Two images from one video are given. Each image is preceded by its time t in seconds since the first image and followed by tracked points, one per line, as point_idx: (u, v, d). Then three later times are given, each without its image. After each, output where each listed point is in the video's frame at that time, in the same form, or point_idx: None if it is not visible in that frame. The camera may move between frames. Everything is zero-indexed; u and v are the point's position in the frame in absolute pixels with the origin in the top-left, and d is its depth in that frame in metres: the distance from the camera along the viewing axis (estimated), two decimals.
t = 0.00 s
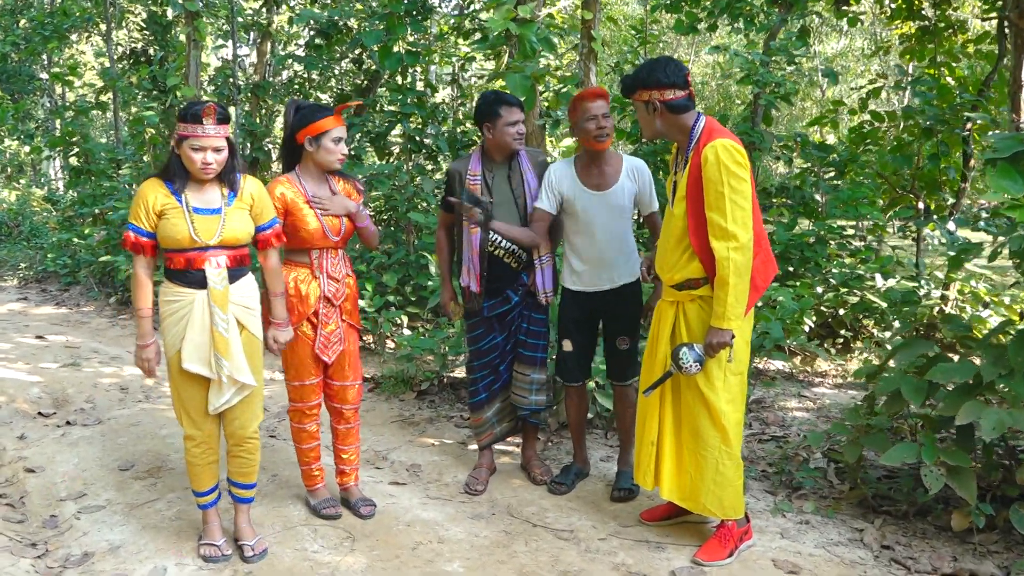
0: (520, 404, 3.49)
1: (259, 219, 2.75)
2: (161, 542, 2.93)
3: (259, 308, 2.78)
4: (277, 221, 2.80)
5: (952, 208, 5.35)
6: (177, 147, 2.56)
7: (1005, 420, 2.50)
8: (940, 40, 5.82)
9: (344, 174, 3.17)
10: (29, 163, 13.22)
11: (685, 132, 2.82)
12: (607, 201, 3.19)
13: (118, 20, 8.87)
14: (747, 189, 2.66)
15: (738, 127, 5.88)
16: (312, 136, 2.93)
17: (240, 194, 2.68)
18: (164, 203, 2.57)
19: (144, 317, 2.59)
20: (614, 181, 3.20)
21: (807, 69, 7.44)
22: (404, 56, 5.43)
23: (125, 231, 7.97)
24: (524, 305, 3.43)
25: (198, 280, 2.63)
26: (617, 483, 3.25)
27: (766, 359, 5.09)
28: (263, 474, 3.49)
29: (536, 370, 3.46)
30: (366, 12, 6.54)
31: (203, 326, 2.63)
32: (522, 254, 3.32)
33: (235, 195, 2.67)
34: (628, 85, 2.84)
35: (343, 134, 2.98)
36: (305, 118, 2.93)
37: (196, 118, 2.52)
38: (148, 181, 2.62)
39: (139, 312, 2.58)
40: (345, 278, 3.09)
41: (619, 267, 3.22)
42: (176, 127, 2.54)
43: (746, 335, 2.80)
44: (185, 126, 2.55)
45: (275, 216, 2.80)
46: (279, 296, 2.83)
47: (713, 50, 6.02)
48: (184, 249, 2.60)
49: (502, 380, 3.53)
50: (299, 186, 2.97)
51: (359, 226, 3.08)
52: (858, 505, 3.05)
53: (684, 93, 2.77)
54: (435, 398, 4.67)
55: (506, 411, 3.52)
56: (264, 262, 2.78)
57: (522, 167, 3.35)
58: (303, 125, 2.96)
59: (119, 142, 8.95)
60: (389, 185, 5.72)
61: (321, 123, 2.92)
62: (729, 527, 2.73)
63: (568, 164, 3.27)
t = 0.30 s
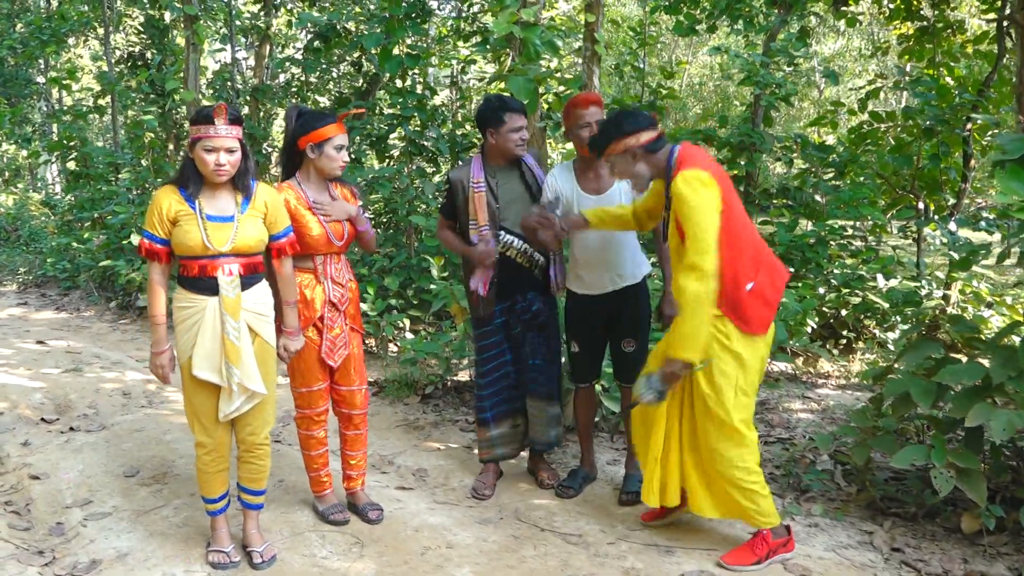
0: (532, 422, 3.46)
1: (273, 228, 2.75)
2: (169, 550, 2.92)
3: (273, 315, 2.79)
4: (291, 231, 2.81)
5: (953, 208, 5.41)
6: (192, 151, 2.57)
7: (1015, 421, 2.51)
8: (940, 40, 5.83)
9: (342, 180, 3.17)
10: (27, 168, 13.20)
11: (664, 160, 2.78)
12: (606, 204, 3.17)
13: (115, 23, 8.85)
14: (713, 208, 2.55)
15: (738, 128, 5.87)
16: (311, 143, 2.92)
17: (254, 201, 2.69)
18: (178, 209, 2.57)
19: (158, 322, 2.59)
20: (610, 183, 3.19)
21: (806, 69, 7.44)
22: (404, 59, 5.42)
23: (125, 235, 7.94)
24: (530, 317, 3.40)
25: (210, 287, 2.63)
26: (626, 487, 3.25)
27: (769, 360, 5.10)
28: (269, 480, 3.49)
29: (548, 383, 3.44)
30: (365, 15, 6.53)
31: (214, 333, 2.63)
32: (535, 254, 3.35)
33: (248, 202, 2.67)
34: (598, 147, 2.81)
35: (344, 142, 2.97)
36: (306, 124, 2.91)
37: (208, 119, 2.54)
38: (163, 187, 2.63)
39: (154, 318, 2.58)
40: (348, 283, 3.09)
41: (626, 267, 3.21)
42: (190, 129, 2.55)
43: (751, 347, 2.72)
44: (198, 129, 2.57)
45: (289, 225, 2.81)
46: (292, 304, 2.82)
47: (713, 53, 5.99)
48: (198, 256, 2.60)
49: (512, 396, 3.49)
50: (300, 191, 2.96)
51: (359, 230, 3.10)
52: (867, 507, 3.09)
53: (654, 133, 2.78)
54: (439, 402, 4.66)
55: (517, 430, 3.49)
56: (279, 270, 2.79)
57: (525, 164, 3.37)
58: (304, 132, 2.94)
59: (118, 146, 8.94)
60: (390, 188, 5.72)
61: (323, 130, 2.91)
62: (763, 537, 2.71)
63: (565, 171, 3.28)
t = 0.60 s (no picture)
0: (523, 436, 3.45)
1: (287, 230, 2.77)
2: (175, 550, 2.92)
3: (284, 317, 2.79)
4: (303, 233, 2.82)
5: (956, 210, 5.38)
6: (207, 151, 2.57)
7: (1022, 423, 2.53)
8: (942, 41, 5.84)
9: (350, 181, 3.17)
10: (27, 167, 13.19)
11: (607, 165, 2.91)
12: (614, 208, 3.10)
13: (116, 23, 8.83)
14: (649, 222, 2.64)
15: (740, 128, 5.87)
16: (320, 146, 2.93)
17: (268, 203, 2.69)
18: (192, 210, 2.57)
19: (172, 324, 2.59)
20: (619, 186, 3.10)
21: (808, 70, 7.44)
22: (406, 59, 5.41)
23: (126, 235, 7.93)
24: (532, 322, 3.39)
25: (222, 289, 2.63)
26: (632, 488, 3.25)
27: (772, 361, 5.12)
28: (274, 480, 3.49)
29: (541, 395, 3.41)
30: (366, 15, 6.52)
31: (226, 334, 2.63)
32: (536, 258, 3.34)
33: (263, 204, 2.68)
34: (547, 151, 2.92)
35: (355, 144, 2.98)
36: (317, 126, 2.93)
37: (219, 112, 2.56)
38: (177, 187, 2.63)
39: (168, 319, 2.58)
40: (353, 285, 3.09)
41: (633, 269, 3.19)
42: (205, 127, 2.56)
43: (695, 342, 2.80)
44: (211, 125, 2.58)
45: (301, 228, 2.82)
46: (303, 307, 2.84)
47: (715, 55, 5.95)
48: (212, 259, 2.60)
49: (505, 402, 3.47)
50: (309, 190, 2.96)
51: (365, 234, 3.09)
52: (873, 508, 3.12)
53: (595, 138, 2.90)
54: (443, 403, 4.67)
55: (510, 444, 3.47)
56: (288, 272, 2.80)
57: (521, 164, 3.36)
58: (314, 133, 2.95)
59: (119, 146, 8.93)
60: (392, 188, 5.71)
61: (333, 132, 2.91)
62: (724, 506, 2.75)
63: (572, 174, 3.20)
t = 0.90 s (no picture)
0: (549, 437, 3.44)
1: (324, 228, 2.80)
2: (209, 548, 2.96)
3: (320, 318, 2.81)
4: (342, 229, 2.86)
5: (988, 208, 5.35)
6: (242, 153, 2.60)
7: None
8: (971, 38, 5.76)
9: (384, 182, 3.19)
10: (57, 171, 13.42)
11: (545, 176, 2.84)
12: (642, 206, 3.21)
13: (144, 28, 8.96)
14: (628, 220, 2.72)
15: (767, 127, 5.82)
16: (353, 148, 2.94)
17: (304, 203, 2.71)
18: (229, 213, 2.60)
19: (210, 327, 2.62)
20: (651, 185, 3.20)
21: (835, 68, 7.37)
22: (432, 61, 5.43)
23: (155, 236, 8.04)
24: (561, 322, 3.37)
25: (261, 291, 2.66)
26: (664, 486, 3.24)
27: (803, 361, 5.15)
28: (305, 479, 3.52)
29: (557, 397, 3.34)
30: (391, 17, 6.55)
31: (265, 336, 2.66)
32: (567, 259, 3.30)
33: (299, 205, 2.70)
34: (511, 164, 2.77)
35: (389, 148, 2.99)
36: (352, 129, 2.94)
37: (253, 113, 2.59)
38: (214, 190, 2.65)
39: (206, 322, 2.61)
40: (381, 286, 3.10)
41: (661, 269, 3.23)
42: (241, 128, 2.60)
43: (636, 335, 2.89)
44: (246, 126, 2.61)
45: (339, 225, 2.85)
46: (340, 301, 2.87)
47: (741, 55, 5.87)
48: (249, 260, 2.63)
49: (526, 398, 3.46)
50: (342, 195, 3.00)
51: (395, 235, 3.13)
52: (907, 511, 3.09)
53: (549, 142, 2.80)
54: (471, 403, 4.68)
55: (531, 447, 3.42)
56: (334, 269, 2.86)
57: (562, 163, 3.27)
58: (349, 135, 2.97)
59: (147, 149, 9.06)
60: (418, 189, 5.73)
61: (367, 135, 2.93)
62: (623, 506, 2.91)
63: (611, 175, 3.34)
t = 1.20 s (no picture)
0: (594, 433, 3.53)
1: (353, 227, 2.85)
2: (239, 546, 3.00)
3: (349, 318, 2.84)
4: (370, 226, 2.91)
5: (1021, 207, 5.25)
6: (269, 155, 2.62)
7: None
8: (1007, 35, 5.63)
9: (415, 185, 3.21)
10: (86, 173, 13.64)
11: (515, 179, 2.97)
12: (677, 211, 3.13)
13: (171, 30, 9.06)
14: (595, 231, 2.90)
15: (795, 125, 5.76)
16: (382, 155, 2.96)
17: (332, 202, 2.75)
18: (259, 214, 2.61)
19: (240, 328, 2.62)
20: (687, 190, 3.11)
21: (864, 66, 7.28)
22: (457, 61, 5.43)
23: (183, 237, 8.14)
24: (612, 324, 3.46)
25: (293, 292, 2.67)
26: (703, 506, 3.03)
27: (830, 363, 5.05)
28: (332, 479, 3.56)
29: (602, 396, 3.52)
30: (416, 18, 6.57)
31: (298, 336, 2.68)
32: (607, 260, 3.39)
33: (327, 205, 2.73)
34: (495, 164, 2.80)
35: (417, 160, 3.01)
36: (382, 136, 2.95)
37: (282, 114, 2.60)
38: (241, 192, 2.66)
39: (236, 324, 2.62)
40: (401, 288, 3.13)
41: (693, 274, 3.15)
42: (270, 130, 2.62)
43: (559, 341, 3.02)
44: (274, 127, 2.62)
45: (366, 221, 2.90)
46: (373, 295, 2.95)
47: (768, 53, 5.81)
48: (280, 260, 2.64)
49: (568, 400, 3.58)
50: (365, 199, 3.05)
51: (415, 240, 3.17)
52: (940, 514, 3.05)
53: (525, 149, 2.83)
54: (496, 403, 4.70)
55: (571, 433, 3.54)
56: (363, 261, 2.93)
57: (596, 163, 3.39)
58: (379, 141, 2.98)
59: (175, 150, 9.17)
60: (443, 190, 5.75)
61: (396, 145, 2.94)
62: (591, 516, 2.91)
63: (649, 175, 3.25)
